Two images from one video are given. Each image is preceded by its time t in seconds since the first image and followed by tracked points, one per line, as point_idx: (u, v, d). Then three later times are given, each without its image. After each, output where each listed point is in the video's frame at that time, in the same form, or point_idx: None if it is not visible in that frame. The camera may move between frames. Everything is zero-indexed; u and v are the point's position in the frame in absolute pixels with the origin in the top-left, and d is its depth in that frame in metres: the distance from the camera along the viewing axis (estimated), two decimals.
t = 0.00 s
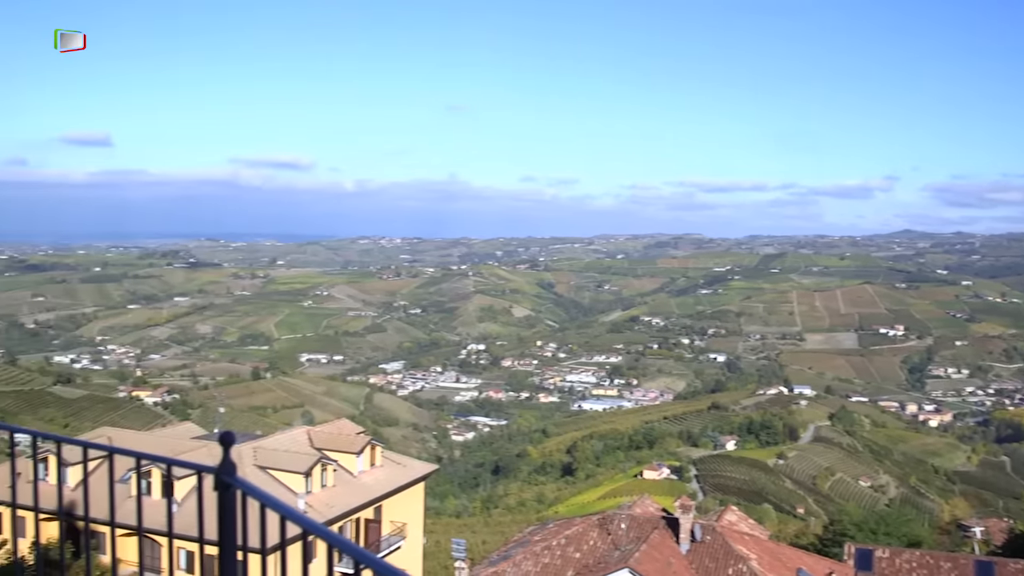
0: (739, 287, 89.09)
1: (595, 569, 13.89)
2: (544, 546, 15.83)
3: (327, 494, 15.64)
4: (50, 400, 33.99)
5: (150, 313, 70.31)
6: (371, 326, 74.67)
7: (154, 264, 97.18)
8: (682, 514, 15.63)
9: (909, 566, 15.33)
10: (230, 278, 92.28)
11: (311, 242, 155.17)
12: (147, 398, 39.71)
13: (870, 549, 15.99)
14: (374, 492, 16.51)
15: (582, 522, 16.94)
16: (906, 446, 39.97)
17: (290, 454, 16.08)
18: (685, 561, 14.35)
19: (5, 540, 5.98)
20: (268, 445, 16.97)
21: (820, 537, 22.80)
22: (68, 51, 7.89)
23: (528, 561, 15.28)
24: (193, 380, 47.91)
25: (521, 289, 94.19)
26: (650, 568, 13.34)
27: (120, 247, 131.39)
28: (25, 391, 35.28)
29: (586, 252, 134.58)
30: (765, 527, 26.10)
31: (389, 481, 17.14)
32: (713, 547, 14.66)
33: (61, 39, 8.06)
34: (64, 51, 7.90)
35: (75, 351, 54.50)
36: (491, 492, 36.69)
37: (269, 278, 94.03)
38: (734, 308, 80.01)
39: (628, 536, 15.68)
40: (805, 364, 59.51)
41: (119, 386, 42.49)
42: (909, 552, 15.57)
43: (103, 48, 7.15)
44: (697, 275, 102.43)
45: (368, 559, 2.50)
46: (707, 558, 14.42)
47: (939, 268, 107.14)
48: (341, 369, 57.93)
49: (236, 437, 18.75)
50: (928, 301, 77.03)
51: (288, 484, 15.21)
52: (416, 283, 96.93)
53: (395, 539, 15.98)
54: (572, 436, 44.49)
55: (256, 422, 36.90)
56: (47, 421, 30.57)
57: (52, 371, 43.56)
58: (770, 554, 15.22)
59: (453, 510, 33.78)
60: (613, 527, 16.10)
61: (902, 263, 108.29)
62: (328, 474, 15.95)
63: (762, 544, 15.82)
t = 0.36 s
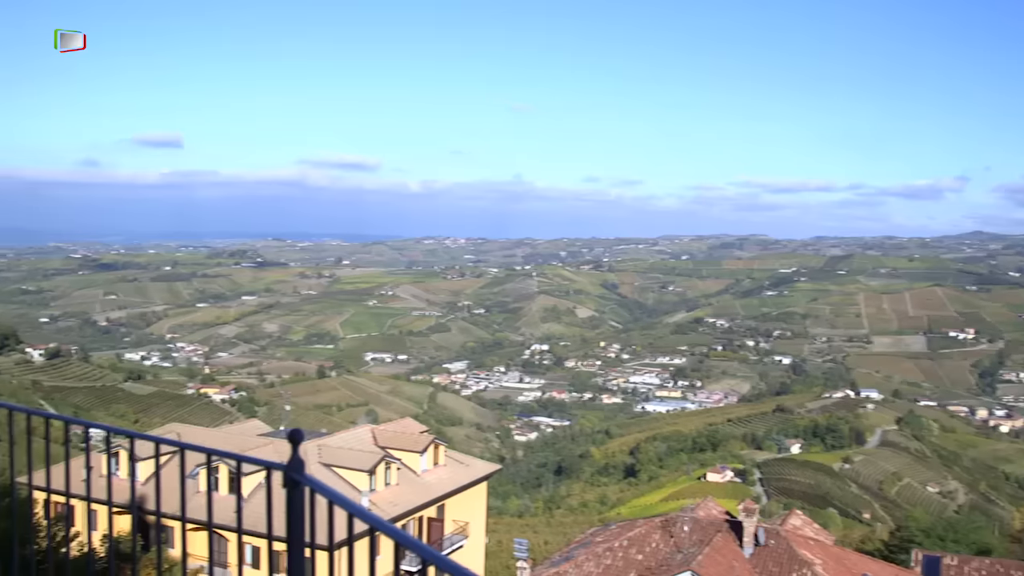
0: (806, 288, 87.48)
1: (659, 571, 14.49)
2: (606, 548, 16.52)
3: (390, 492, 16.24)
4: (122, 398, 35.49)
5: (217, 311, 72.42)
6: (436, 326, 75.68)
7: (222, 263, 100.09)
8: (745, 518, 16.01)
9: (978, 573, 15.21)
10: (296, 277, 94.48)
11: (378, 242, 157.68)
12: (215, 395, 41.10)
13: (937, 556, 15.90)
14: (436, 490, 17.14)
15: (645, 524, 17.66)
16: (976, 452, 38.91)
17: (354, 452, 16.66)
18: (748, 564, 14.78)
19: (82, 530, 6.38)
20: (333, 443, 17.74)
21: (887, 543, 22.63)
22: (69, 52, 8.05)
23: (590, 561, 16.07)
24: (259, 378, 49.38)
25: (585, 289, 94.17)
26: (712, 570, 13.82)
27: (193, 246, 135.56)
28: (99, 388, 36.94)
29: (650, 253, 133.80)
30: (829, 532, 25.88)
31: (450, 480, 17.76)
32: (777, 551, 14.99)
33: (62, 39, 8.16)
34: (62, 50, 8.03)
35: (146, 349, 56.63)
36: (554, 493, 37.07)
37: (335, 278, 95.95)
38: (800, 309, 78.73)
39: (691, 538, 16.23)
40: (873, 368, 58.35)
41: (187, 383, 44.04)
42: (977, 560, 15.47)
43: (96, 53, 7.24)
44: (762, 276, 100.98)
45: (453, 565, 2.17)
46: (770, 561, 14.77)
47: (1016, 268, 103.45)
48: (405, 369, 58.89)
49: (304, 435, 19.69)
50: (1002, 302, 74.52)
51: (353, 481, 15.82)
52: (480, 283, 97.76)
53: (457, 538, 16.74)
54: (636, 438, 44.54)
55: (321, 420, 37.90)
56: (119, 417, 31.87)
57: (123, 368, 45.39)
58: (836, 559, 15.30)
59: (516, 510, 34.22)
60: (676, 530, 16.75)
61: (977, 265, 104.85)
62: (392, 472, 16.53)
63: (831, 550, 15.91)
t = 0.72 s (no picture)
0: (874, 291, 85.52)
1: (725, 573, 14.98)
2: (671, 550, 17.01)
3: (454, 491, 16.80)
4: (191, 395, 37.11)
5: (284, 310, 74.41)
6: (501, 326, 76.45)
7: (290, 262, 102.69)
8: (811, 524, 16.39)
9: None
10: (362, 277, 96.33)
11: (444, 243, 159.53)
12: (282, 393, 42.42)
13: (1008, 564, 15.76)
14: (500, 490, 17.70)
15: (709, 527, 18.12)
16: None
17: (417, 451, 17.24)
18: (813, 569, 15.12)
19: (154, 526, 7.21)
20: (400, 441, 18.53)
21: (955, 551, 22.32)
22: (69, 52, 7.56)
23: (654, 565, 16.48)
24: (325, 376, 50.76)
25: (650, 291, 93.78)
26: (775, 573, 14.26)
27: (264, 247, 139.32)
28: (170, 385, 38.57)
29: (716, 254, 132.38)
30: (897, 538, 25.62)
31: (515, 481, 18.36)
32: (843, 557, 15.27)
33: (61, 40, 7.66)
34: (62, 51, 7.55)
35: (216, 347, 58.63)
36: (617, 494, 37.43)
37: (400, 278, 97.47)
38: (869, 312, 77.10)
39: (755, 542, 16.55)
40: (943, 371, 56.95)
41: (255, 381, 45.66)
42: None
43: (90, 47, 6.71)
44: (830, 278, 99.03)
45: (514, 558, 2.15)
46: (836, 566, 15.12)
47: None
48: (470, 368, 59.74)
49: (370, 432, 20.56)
50: None
51: (418, 479, 16.41)
52: (545, 283, 98.22)
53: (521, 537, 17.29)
54: (700, 440, 44.52)
55: (386, 418, 38.87)
56: (189, 413, 33.24)
57: (192, 365, 47.14)
58: (903, 565, 15.42)
59: (579, 511, 34.64)
60: (740, 533, 17.09)
61: None
62: (456, 471, 17.11)
63: (898, 556, 16.00)
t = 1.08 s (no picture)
0: (948, 292, 83.30)
1: None
2: (737, 553, 17.47)
3: (519, 491, 17.42)
4: (259, 391, 38.69)
5: (353, 309, 76.15)
6: (566, 327, 76.78)
7: (358, 262, 104.85)
8: (879, 529, 16.56)
9: None
10: (429, 277, 97.73)
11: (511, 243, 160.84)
12: (349, 391, 43.54)
13: None
14: (564, 490, 18.32)
15: (775, 531, 18.53)
16: None
17: (483, 450, 17.90)
18: None
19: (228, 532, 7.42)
20: (466, 440, 19.28)
21: None
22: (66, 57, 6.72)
23: (720, 567, 16.88)
24: (392, 375, 51.87)
25: (717, 292, 92.94)
26: None
27: (337, 246, 142.72)
28: (239, 382, 40.24)
29: (785, 254, 130.41)
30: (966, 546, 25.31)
31: (578, 481, 18.96)
32: (911, 563, 15.45)
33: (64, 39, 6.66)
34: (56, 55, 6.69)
35: (284, 345, 60.34)
36: (682, 497, 37.65)
37: (467, 278, 98.72)
38: (942, 314, 75.19)
39: (822, 547, 16.95)
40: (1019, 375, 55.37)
41: (322, 378, 47.09)
42: None
43: (84, 46, 5.75)
44: (902, 279, 96.78)
45: (576, 554, 1.93)
46: (904, 572, 15.33)
47: None
48: (535, 368, 60.35)
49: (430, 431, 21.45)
50: None
51: (484, 479, 17.09)
52: (611, 284, 98.36)
53: (585, 538, 18.03)
54: (766, 443, 44.34)
55: (452, 418, 39.64)
56: (257, 410, 34.50)
57: (262, 363, 48.89)
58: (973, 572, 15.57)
59: (643, 513, 35.02)
60: (807, 538, 17.50)
61: None
62: (521, 471, 17.71)
63: (969, 564, 16.09)
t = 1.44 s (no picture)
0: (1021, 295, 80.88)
1: None
2: (800, 558, 17.81)
3: (580, 491, 18.02)
4: (324, 390, 40.07)
5: (416, 309, 77.54)
6: (629, 327, 76.94)
7: (421, 262, 106.44)
8: (946, 536, 16.77)
9: None
10: (492, 277, 98.76)
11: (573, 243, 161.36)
12: (412, 390, 44.55)
13: None
14: (625, 491, 18.96)
15: (839, 536, 18.88)
16: None
17: (545, 450, 18.56)
18: None
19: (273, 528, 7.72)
20: (527, 439, 19.98)
21: None
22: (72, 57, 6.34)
23: (783, 570, 17.24)
24: (454, 374, 52.79)
25: (782, 293, 91.84)
26: None
27: (399, 246, 145.13)
28: (304, 381, 41.71)
29: (852, 256, 128.06)
30: None
31: (639, 482, 19.56)
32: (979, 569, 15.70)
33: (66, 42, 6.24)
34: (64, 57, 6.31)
35: (348, 344, 61.88)
36: (745, 500, 37.79)
37: (530, 278, 99.51)
38: (1015, 317, 73.10)
39: (887, 553, 17.29)
40: None
41: (384, 377, 48.38)
42: None
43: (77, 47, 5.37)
44: (974, 281, 94.24)
45: (639, 551, 1.88)
46: None
47: None
48: (597, 369, 60.78)
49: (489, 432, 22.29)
50: None
51: (546, 479, 17.74)
52: (674, 285, 98.05)
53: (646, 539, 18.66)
54: (831, 446, 44.01)
55: (514, 417, 40.32)
56: (322, 408, 35.65)
57: (327, 361, 50.35)
58: None
59: (705, 515, 35.22)
60: (872, 544, 17.88)
61: None
62: (582, 472, 18.33)
63: None
